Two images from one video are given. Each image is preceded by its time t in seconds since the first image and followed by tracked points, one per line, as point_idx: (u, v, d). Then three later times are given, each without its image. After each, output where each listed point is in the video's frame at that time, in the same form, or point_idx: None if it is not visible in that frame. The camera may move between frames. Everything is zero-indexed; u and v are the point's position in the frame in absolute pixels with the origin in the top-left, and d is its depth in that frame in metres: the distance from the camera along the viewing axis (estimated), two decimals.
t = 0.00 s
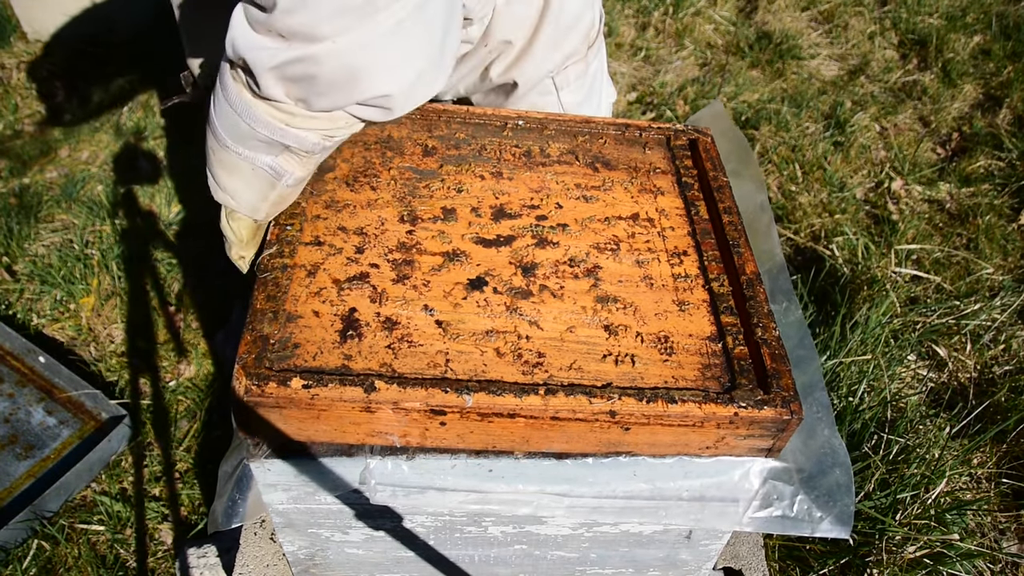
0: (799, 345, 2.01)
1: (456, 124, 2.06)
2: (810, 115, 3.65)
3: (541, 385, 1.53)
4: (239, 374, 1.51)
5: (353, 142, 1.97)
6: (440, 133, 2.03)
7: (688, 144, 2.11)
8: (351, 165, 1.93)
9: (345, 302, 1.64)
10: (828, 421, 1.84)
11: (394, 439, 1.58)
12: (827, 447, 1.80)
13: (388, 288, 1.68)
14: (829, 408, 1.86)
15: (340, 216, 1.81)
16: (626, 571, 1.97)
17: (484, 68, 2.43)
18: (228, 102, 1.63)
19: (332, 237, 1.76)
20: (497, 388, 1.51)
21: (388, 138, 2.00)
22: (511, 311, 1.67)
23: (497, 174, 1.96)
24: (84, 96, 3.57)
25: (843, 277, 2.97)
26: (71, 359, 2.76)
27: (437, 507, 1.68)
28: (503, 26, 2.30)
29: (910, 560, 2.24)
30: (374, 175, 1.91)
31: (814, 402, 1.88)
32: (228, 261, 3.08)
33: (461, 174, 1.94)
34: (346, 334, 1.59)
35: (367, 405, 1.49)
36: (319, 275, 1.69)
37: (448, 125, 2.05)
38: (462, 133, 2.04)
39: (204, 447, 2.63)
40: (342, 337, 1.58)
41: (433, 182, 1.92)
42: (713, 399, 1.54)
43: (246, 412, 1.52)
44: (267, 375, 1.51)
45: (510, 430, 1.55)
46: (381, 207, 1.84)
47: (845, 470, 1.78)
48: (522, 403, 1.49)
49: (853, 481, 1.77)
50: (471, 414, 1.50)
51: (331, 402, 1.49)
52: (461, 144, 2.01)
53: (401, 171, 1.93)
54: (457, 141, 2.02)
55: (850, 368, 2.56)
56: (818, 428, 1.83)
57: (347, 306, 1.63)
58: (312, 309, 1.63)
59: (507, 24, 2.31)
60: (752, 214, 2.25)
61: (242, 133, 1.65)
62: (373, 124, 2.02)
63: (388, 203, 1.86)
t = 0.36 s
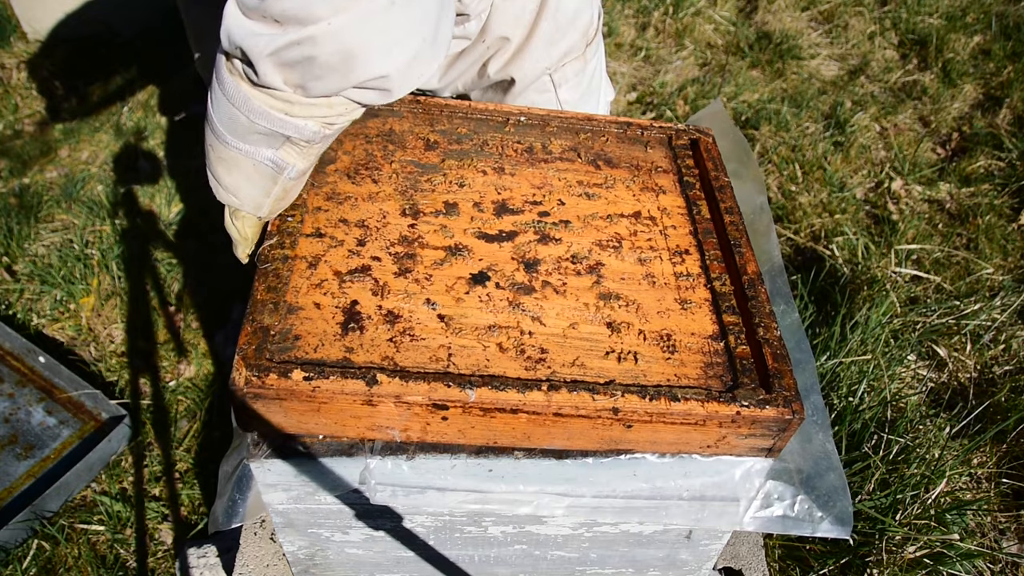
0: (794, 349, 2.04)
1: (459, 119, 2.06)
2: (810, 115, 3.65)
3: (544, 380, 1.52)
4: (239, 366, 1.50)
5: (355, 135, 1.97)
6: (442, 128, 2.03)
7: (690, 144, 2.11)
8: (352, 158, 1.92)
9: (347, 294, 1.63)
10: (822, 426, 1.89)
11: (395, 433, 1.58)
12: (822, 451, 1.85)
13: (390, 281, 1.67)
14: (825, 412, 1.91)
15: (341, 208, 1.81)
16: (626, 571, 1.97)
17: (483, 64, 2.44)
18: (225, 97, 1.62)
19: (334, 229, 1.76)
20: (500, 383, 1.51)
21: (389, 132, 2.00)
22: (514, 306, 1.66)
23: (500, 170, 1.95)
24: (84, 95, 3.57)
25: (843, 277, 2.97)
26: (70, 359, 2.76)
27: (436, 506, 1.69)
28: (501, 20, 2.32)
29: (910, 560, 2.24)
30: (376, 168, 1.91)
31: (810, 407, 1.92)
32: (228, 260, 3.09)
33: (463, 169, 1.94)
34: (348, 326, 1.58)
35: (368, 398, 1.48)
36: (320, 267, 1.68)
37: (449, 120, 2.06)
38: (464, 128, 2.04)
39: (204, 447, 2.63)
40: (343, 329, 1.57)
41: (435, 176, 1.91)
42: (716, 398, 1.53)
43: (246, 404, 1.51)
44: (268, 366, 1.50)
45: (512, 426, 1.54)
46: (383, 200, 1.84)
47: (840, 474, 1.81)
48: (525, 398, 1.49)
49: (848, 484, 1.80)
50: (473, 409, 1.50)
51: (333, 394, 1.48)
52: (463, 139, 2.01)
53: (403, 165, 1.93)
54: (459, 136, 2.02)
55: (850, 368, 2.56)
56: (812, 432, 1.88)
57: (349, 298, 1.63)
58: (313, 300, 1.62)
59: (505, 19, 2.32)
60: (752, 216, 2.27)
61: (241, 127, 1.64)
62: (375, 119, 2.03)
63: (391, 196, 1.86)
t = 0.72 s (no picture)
0: (796, 347, 2.03)
1: (461, 113, 2.04)
2: (811, 115, 3.65)
3: (547, 377, 1.52)
4: (240, 357, 1.48)
5: (357, 127, 1.95)
6: (444, 122, 2.01)
7: (691, 143, 2.11)
8: (353, 150, 1.89)
9: (349, 286, 1.61)
10: (824, 425, 1.88)
11: (395, 427, 1.58)
12: (822, 450, 1.84)
13: (392, 274, 1.65)
14: (827, 411, 1.90)
15: (343, 199, 1.78)
16: (626, 571, 1.98)
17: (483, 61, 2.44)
18: (239, 83, 1.63)
19: (335, 221, 1.74)
20: (503, 378, 1.50)
21: (391, 124, 1.97)
22: (517, 302, 1.65)
23: (502, 165, 1.93)
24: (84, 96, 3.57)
25: (843, 277, 2.97)
26: (71, 359, 2.76)
27: (436, 506, 1.69)
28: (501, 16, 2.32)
29: (910, 560, 2.24)
30: (378, 160, 1.88)
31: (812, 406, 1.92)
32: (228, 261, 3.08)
33: (466, 163, 1.92)
34: (350, 318, 1.56)
35: (371, 391, 1.47)
36: (321, 259, 1.66)
37: (452, 114, 2.03)
38: (466, 123, 2.02)
39: (204, 447, 2.63)
40: (345, 322, 1.55)
41: (437, 170, 1.89)
42: (718, 397, 1.54)
43: (244, 392, 1.49)
44: (268, 357, 1.48)
45: (515, 422, 1.54)
46: (385, 192, 1.82)
47: (840, 474, 1.80)
48: (529, 393, 1.48)
49: (848, 483, 1.78)
50: (476, 404, 1.49)
51: (335, 387, 1.47)
52: (465, 133, 1.99)
53: (405, 158, 1.90)
54: (461, 130, 2.00)
55: (850, 368, 2.56)
56: (813, 431, 1.87)
57: (351, 290, 1.61)
58: (315, 292, 1.60)
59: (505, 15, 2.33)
60: (753, 216, 2.27)
61: (254, 114, 1.65)
62: (377, 111, 2.00)
63: (393, 188, 1.83)
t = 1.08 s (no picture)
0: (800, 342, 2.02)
1: (467, 99, 2.01)
2: (811, 115, 3.65)
3: (556, 365, 1.51)
4: (242, 332, 1.45)
5: (363, 108, 1.92)
6: (450, 107, 1.98)
7: (695, 143, 2.10)
8: (359, 130, 1.86)
9: (355, 266, 1.59)
10: (830, 421, 1.88)
11: (399, 411, 1.56)
12: (826, 448, 1.85)
13: (399, 256, 1.63)
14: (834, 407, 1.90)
15: (349, 178, 1.75)
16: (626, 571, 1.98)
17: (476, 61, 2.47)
18: (206, 52, 1.66)
19: (341, 199, 1.71)
20: (513, 365, 1.49)
21: (398, 106, 1.95)
22: (525, 290, 1.63)
23: (509, 153, 1.91)
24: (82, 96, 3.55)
25: (843, 277, 2.97)
26: (71, 360, 2.76)
27: (436, 506, 1.70)
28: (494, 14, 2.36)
29: (909, 559, 2.25)
30: (384, 141, 1.85)
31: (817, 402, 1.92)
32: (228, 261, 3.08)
33: (472, 149, 1.89)
34: (356, 298, 1.53)
35: (378, 372, 1.46)
36: (327, 237, 1.63)
37: (458, 100, 2.01)
38: (472, 110, 2.00)
39: (204, 447, 2.63)
40: (351, 302, 1.53)
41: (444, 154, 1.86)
42: (726, 393, 1.54)
43: (245, 367, 1.47)
44: (273, 334, 1.46)
45: (522, 410, 1.53)
46: (391, 173, 1.79)
47: (843, 473, 1.81)
48: (538, 381, 1.47)
49: (850, 483, 1.80)
50: (484, 390, 1.48)
51: (341, 366, 1.45)
52: (471, 120, 1.97)
53: (411, 141, 1.87)
54: (467, 116, 1.97)
55: (850, 368, 2.56)
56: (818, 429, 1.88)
57: (357, 270, 1.58)
58: (320, 270, 1.57)
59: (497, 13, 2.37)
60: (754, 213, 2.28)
61: (225, 84, 1.68)
62: (383, 93, 1.97)
63: (399, 170, 1.80)
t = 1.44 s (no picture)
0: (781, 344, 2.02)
1: (506, 40, 1.91)
2: (811, 114, 3.64)
3: (606, 319, 1.44)
4: (289, 214, 1.28)
5: (405, 22, 1.78)
6: (492, 45, 1.87)
7: (712, 139, 2.09)
8: (403, 42, 1.74)
9: (405, 174, 1.45)
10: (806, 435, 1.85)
11: (433, 336, 1.44)
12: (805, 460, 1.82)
13: (448, 174, 1.50)
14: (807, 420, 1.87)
15: (394, 86, 1.62)
16: (626, 571, 1.97)
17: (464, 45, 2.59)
18: None
19: (387, 104, 1.57)
20: (568, 310, 1.41)
21: (441, 29, 1.82)
22: (571, 238, 1.55)
23: (549, 102, 1.82)
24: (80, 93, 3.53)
25: (844, 277, 2.97)
26: (70, 360, 2.75)
27: (436, 506, 1.70)
28: None
29: (911, 560, 2.24)
30: (428, 61, 1.73)
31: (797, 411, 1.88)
32: (228, 262, 3.06)
33: (514, 90, 1.79)
34: (407, 207, 1.40)
35: (431, 288, 1.34)
36: (375, 138, 1.48)
37: (499, 38, 1.90)
38: (512, 52, 1.89)
39: (204, 447, 2.62)
40: (403, 209, 1.39)
41: (488, 87, 1.76)
42: (756, 379, 1.53)
43: (283, 255, 1.30)
44: (324, 223, 1.30)
45: (562, 357, 1.45)
46: (436, 91, 1.66)
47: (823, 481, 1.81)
48: (592, 330, 1.40)
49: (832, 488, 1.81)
50: (535, 328, 1.39)
51: (395, 274, 1.32)
52: (512, 62, 1.86)
53: (454, 65, 1.76)
54: (509, 57, 1.87)
55: (851, 368, 2.56)
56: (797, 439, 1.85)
57: (407, 178, 1.45)
58: (370, 169, 1.42)
59: None
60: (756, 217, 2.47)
61: None
62: (426, 13, 1.83)
63: (444, 90, 1.68)
